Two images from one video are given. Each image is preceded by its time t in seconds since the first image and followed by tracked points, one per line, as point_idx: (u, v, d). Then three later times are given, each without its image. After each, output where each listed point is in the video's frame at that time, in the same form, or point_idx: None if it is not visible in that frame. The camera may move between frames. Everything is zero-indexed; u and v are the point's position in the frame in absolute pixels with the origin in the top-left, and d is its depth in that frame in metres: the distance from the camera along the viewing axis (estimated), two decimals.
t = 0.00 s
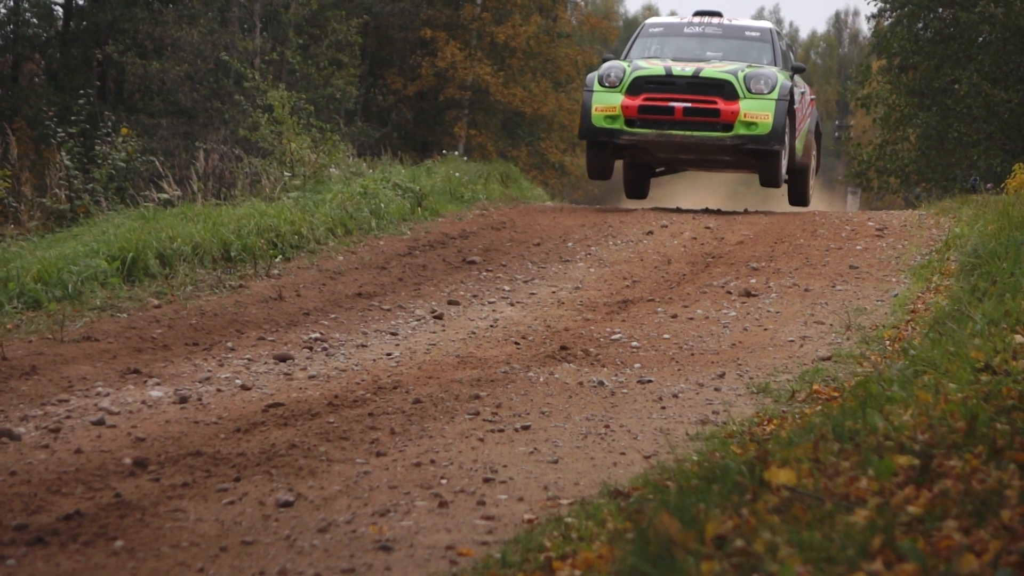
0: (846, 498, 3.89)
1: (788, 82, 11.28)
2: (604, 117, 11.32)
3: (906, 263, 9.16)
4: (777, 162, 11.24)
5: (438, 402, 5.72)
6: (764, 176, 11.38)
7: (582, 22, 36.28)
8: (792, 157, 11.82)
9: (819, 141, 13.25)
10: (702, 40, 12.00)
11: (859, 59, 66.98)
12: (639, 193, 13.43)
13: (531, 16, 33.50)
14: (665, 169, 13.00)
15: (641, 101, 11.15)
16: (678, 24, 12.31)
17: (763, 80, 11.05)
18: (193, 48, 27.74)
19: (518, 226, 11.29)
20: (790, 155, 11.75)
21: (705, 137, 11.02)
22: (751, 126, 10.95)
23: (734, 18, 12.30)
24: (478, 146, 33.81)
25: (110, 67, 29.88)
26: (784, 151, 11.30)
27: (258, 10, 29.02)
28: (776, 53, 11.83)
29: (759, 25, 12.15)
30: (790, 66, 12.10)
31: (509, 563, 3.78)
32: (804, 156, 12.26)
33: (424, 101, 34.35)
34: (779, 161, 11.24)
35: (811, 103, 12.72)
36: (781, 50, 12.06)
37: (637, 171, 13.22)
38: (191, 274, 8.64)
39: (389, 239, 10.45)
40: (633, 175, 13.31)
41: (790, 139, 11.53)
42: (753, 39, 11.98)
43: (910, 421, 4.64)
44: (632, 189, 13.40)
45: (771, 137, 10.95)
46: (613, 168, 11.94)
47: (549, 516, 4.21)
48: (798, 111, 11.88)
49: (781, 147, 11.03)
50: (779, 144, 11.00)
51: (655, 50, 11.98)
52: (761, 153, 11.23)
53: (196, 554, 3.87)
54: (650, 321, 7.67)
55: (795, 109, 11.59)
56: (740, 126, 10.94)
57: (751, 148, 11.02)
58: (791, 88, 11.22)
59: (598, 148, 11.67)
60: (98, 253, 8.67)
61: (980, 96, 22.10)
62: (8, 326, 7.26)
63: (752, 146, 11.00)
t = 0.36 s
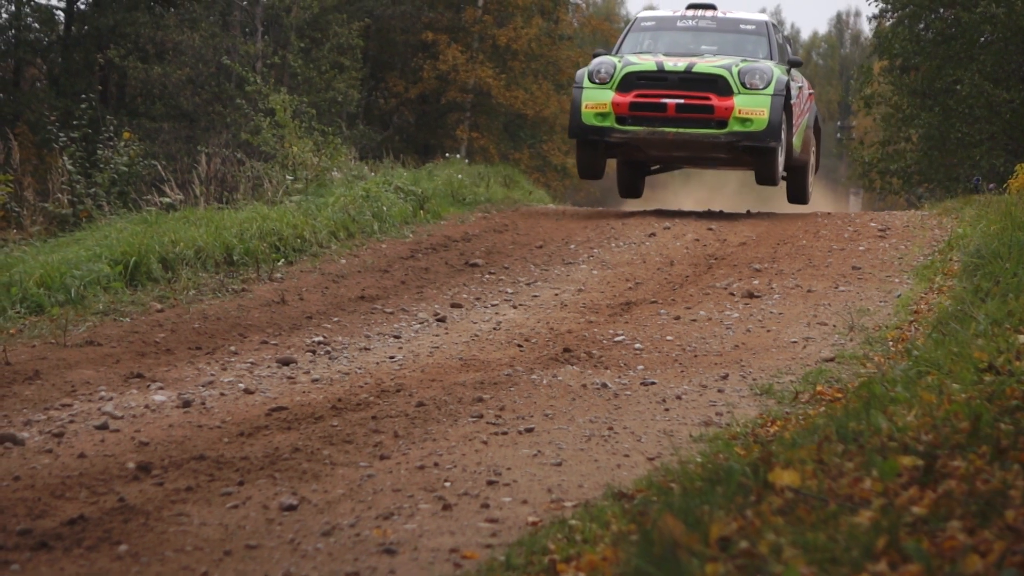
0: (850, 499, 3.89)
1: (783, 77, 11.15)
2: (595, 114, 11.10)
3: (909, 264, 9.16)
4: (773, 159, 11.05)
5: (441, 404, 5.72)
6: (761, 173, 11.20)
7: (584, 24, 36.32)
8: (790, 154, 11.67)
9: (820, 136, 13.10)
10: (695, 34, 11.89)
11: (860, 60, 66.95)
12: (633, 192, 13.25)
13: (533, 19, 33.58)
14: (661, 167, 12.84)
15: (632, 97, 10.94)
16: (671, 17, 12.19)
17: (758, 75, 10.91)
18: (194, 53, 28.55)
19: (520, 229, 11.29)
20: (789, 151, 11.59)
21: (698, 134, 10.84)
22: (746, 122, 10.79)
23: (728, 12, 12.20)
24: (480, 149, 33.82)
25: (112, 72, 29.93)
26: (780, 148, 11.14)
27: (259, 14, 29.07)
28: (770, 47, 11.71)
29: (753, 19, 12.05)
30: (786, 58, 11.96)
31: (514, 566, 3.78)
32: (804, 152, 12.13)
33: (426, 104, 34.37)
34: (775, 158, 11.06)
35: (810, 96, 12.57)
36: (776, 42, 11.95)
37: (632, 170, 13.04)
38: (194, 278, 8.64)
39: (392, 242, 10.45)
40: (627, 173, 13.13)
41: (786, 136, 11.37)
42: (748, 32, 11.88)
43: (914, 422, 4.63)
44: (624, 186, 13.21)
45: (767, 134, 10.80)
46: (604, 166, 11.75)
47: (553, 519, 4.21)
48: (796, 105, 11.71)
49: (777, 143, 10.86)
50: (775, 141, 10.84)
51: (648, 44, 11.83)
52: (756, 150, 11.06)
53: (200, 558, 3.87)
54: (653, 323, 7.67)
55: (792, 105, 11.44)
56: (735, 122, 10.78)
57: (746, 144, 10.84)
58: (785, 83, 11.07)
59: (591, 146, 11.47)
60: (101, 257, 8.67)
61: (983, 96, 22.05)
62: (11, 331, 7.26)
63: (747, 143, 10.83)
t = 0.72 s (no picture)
0: (856, 501, 3.88)
1: (780, 73, 10.72)
2: (585, 114, 10.66)
3: (913, 265, 9.15)
4: (770, 159, 10.63)
5: (446, 409, 5.72)
6: (757, 174, 10.75)
7: (586, 28, 36.45)
8: (790, 154, 11.38)
9: (820, 132, 12.90)
10: (690, 30, 11.44)
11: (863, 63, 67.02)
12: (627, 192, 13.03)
13: (534, 23, 33.72)
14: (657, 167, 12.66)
15: (623, 96, 10.50)
16: (664, 12, 11.71)
17: (754, 71, 10.48)
18: (196, 59, 28.49)
19: (524, 233, 11.29)
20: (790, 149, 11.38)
21: (692, 134, 10.40)
22: (742, 121, 10.36)
23: (724, 5, 11.72)
24: (484, 153, 33.89)
25: (116, 79, 30.71)
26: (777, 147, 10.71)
27: (261, 19, 29.21)
28: (768, 43, 11.30)
29: (750, 13, 11.59)
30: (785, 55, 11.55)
31: (520, 570, 3.77)
32: (804, 150, 11.92)
33: (429, 109, 34.42)
34: (773, 158, 10.64)
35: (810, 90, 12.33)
36: (774, 38, 11.53)
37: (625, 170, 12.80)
38: (198, 283, 8.66)
39: (395, 247, 10.46)
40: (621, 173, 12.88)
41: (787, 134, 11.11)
42: (744, 28, 11.43)
43: (920, 424, 4.62)
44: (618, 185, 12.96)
45: (763, 133, 10.36)
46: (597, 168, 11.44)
47: (559, 523, 4.20)
48: (795, 102, 11.47)
49: (774, 143, 10.44)
50: (772, 140, 10.40)
51: (641, 41, 11.37)
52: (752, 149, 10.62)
53: (206, 564, 3.87)
54: (657, 326, 7.67)
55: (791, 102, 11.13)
56: (730, 121, 10.34)
57: (742, 144, 10.40)
58: (782, 80, 10.64)
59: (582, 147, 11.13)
60: (105, 263, 8.68)
61: (985, 97, 22.08)
62: (16, 337, 7.28)
63: (743, 143, 10.39)
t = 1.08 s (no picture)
0: (868, 504, 3.87)
1: (782, 72, 10.47)
2: (581, 117, 10.44)
3: (923, 268, 9.12)
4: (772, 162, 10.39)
5: (458, 414, 5.71)
6: (759, 177, 10.52)
7: (594, 33, 36.55)
8: (793, 156, 11.14)
9: (827, 132, 12.73)
10: (689, 28, 11.25)
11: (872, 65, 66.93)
12: (628, 196, 12.87)
13: (543, 27, 33.84)
14: (659, 170, 12.52)
15: (620, 98, 10.28)
16: (662, 11, 11.55)
17: (755, 71, 10.23)
18: (205, 65, 28.86)
19: (534, 237, 11.29)
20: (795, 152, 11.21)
21: (691, 136, 10.17)
22: (743, 123, 10.12)
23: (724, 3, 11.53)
24: (493, 158, 33.94)
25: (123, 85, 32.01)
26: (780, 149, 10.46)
27: (270, 25, 29.31)
28: (770, 41, 11.09)
29: (750, 10, 11.40)
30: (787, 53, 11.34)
31: (532, 574, 3.76)
32: (811, 151, 11.72)
33: (438, 114, 34.46)
34: (775, 160, 10.40)
35: (814, 89, 12.15)
36: (776, 36, 11.33)
37: (623, 172, 12.62)
38: (209, 290, 8.67)
39: (405, 252, 10.47)
40: (619, 176, 12.69)
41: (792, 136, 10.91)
42: (745, 26, 11.23)
43: (931, 426, 4.60)
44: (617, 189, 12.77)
45: (765, 135, 10.13)
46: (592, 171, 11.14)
47: (571, 527, 4.20)
48: (800, 102, 11.23)
49: (776, 145, 10.20)
50: (774, 142, 10.17)
51: (639, 40, 11.21)
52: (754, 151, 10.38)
53: (218, 570, 3.87)
54: (668, 330, 7.65)
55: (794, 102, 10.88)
56: (730, 123, 10.11)
57: (743, 146, 10.17)
58: (784, 79, 10.39)
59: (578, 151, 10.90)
60: (115, 270, 8.69)
61: (995, 99, 22.06)
62: (26, 345, 7.28)
63: (744, 145, 10.16)
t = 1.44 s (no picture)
0: (886, 508, 3.84)
1: (791, 74, 10.14)
2: (583, 121, 10.10)
3: (941, 272, 9.08)
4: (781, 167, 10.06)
5: (475, 419, 5.71)
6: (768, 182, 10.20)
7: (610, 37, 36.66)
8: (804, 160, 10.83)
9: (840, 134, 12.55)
10: (695, 28, 11.06)
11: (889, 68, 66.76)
12: (635, 201, 12.69)
13: (559, 32, 33.95)
14: (667, 174, 12.32)
15: (622, 102, 9.95)
16: (668, 10, 11.35)
17: (762, 73, 9.91)
18: (221, 71, 29.62)
19: (551, 242, 11.28)
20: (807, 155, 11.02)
21: (697, 140, 9.82)
22: (750, 126, 9.77)
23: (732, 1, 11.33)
24: (510, 163, 33.99)
25: (139, 91, 32.40)
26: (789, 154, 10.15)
27: (286, 31, 29.45)
28: (779, 41, 10.85)
29: (758, 9, 11.19)
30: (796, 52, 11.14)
31: None
32: (823, 155, 11.52)
33: (455, 119, 34.53)
34: (784, 165, 10.09)
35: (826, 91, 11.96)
36: (785, 35, 11.12)
37: (628, 178, 12.44)
38: (226, 296, 8.70)
39: (422, 257, 10.48)
40: (625, 182, 12.53)
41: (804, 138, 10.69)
42: (753, 25, 11.03)
43: (949, 430, 4.56)
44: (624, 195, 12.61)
45: (773, 138, 9.78)
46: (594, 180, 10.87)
47: (588, 532, 4.18)
48: (811, 104, 10.97)
49: (785, 149, 9.85)
50: (783, 146, 9.82)
51: (644, 41, 11.03)
52: (762, 155, 10.07)
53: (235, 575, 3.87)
54: (685, 335, 7.63)
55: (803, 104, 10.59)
56: (737, 126, 9.77)
57: (751, 151, 9.82)
58: (793, 81, 10.07)
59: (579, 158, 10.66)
60: (132, 276, 8.71)
61: (1012, 102, 21.98)
62: (43, 351, 7.31)
63: (752, 149, 9.81)
